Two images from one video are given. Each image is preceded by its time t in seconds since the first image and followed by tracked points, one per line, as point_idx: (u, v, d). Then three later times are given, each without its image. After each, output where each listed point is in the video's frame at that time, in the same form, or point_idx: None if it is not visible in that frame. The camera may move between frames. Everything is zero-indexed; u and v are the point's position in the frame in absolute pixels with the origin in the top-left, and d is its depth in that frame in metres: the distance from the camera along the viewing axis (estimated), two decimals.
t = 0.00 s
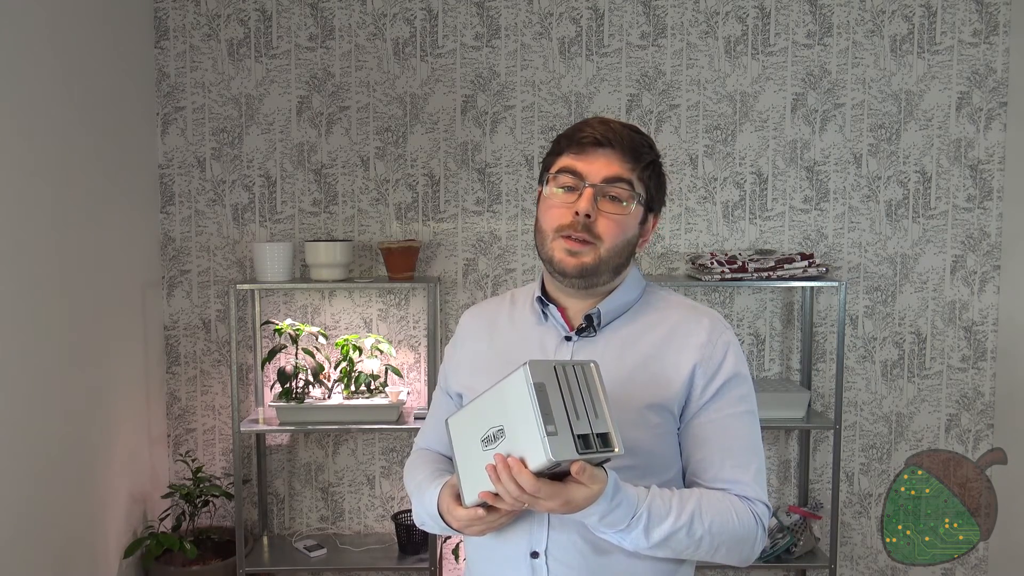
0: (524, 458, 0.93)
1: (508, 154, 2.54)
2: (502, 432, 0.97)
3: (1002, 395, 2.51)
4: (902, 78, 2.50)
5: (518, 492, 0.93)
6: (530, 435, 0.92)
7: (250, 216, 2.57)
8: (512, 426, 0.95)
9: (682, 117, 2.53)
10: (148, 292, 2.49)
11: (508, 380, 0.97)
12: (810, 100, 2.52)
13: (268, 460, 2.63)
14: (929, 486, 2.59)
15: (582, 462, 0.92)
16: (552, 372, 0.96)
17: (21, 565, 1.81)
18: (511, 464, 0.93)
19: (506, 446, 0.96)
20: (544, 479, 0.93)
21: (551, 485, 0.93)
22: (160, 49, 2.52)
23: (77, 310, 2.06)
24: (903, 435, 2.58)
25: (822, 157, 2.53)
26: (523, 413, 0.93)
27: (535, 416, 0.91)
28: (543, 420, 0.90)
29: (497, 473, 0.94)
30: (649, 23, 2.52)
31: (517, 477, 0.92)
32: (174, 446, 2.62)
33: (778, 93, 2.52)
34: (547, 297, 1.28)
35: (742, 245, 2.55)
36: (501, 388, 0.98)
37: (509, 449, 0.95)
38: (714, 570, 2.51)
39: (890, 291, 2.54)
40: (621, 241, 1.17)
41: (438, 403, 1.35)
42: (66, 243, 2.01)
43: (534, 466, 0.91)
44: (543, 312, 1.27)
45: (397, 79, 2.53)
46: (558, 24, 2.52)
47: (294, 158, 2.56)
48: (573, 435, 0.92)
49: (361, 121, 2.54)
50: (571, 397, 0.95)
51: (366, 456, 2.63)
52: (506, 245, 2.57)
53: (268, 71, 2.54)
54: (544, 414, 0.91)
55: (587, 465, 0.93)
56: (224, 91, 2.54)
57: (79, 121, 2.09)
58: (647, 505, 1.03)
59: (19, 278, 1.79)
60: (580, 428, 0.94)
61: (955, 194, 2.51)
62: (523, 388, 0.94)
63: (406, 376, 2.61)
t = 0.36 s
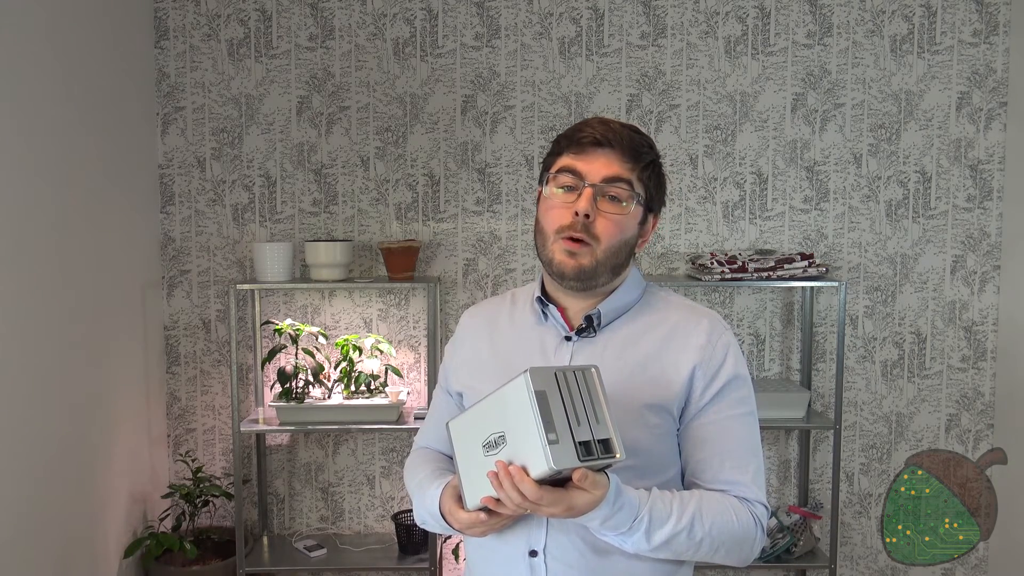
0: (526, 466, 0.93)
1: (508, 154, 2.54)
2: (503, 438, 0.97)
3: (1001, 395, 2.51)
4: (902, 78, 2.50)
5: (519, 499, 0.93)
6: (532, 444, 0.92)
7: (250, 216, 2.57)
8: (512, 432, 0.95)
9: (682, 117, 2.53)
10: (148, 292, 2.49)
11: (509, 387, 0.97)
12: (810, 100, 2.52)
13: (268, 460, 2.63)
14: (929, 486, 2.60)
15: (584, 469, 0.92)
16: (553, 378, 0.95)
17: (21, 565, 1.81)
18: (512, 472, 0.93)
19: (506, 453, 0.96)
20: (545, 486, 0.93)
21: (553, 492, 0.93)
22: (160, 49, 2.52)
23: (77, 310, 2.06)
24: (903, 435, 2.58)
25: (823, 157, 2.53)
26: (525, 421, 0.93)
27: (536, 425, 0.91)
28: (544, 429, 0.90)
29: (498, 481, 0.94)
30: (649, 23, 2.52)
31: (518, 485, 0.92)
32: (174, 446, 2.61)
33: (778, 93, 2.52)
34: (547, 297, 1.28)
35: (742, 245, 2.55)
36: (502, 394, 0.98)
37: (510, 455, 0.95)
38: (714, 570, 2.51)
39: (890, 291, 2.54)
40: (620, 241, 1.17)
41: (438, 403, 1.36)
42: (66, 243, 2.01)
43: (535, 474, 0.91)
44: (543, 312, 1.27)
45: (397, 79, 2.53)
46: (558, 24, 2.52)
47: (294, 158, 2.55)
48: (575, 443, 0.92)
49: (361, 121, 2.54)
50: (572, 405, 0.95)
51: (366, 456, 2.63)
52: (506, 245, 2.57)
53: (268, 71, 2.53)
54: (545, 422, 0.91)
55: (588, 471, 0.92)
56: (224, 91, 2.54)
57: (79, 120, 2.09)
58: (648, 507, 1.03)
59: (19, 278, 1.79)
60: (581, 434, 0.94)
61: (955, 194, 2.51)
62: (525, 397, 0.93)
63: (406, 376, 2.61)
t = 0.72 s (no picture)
0: (537, 473, 0.93)
1: (508, 154, 2.54)
2: (512, 443, 0.97)
3: (1002, 395, 2.50)
4: (902, 78, 2.50)
5: (529, 504, 0.93)
6: (543, 451, 0.92)
7: (250, 216, 2.57)
8: (523, 437, 0.95)
9: (682, 117, 2.53)
10: (148, 292, 2.49)
11: (519, 392, 0.96)
12: (810, 99, 2.52)
13: (268, 460, 2.63)
14: (930, 486, 2.59)
15: (594, 476, 0.93)
16: (565, 384, 0.95)
17: (21, 565, 1.81)
18: (523, 477, 0.93)
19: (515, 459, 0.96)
20: (556, 492, 0.94)
21: (564, 499, 0.94)
22: (160, 49, 2.52)
23: (77, 310, 2.06)
24: (903, 435, 2.58)
25: (823, 157, 2.53)
26: (536, 428, 0.93)
27: (548, 432, 0.91)
28: (557, 435, 0.91)
29: (508, 486, 0.95)
30: (649, 23, 2.52)
31: (529, 491, 0.93)
32: (174, 446, 2.61)
33: (778, 93, 2.52)
34: (547, 297, 1.28)
35: (742, 245, 2.55)
36: (512, 399, 0.98)
37: (521, 461, 0.95)
38: (714, 570, 2.51)
39: (890, 291, 2.54)
40: (619, 241, 1.17)
41: (439, 403, 1.35)
42: (66, 243, 2.01)
43: (546, 480, 0.91)
44: (543, 313, 1.26)
45: (397, 79, 2.53)
46: (558, 24, 2.52)
47: (294, 158, 2.56)
48: (586, 449, 0.93)
49: (361, 121, 2.54)
50: (583, 411, 0.95)
51: (366, 456, 2.63)
52: (506, 245, 2.57)
53: (268, 71, 2.53)
54: (557, 429, 0.91)
55: (599, 478, 0.93)
56: (224, 91, 2.54)
57: (80, 120, 2.09)
58: (656, 512, 1.03)
59: (19, 277, 1.79)
60: (592, 441, 0.94)
61: (956, 194, 2.51)
62: (537, 404, 0.93)
63: (406, 376, 2.61)
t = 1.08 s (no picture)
0: (543, 472, 0.93)
1: (508, 154, 2.54)
2: (516, 442, 0.97)
3: (1002, 394, 2.50)
4: (902, 78, 2.50)
5: (534, 503, 0.93)
6: (548, 449, 0.92)
7: (250, 216, 2.57)
8: (527, 437, 0.95)
9: (682, 117, 2.53)
10: (148, 291, 2.49)
11: (523, 392, 0.96)
12: (810, 100, 2.52)
13: (268, 460, 2.63)
14: (930, 486, 2.59)
15: (600, 474, 0.93)
16: (568, 383, 0.95)
17: (21, 565, 1.81)
18: (527, 476, 0.93)
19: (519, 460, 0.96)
20: (561, 491, 0.94)
21: (569, 497, 0.94)
22: (160, 49, 2.52)
23: (77, 310, 2.06)
24: (903, 435, 2.58)
25: (823, 157, 2.53)
26: (541, 426, 0.93)
27: (553, 430, 0.91)
28: (561, 433, 0.91)
29: (512, 486, 0.94)
30: (649, 23, 2.52)
31: (534, 490, 0.92)
32: (174, 446, 2.62)
33: (778, 93, 2.52)
34: (548, 298, 1.28)
35: (742, 245, 2.55)
36: (515, 399, 0.97)
37: (525, 460, 0.95)
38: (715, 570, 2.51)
39: (890, 291, 2.54)
40: (621, 244, 1.17)
41: (440, 403, 1.35)
42: (66, 243, 2.01)
43: (551, 478, 0.92)
44: (544, 313, 1.26)
45: (397, 79, 2.53)
46: (558, 24, 2.52)
47: (294, 158, 2.56)
48: (590, 447, 0.93)
49: (361, 121, 2.54)
50: (586, 409, 0.95)
51: (366, 456, 2.63)
52: (506, 245, 2.57)
53: (268, 71, 2.54)
54: (561, 426, 0.91)
55: (603, 476, 0.93)
56: (224, 91, 2.54)
57: (80, 119, 2.09)
58: (658, 509, 1.03)
59: (19, 277, 1.79)
60: (596, 439, 0.94)
61: (956, 194, 2.51)
62: (541, 403, 0.93)
63: (406, 376, 2.61)
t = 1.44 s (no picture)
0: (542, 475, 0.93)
1: (508, 154, 2.54)
2: (516, 444, 0.97)
3: (1001, 394, 2.51)
4: (902, 78, 2.50)
5: (535, 506, 0.93)
6: (548, 452, 0.92)
7: (250, 216, 2.56)
8: (527, 439, 0.95)
9: (683, 117, 2.53)
10: (148, 291, 2.49)
11: (522, 395, 0.96)
12: (810, 100, 2.52)
13: (268, 460, 2.63)
14: (930, 486, 2.60)
15: (599, 476, 0.93)
16: (568, 385, 0.95)
17: (21, 565, 1.81)
18: (527, 479, 0.94)
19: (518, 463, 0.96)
20: (561, 493, 0.94)
21: (569, 498, 0.93)
22: (160, 49, 2.52)
23: (77, 310, 2.05)
24: (903, 435, 2.58)
25: (823, 157, 2.53)
26: (540, 429, 0.93)
27: (552, 434, 0.92)
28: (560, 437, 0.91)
29: (513, 487, 0.95)
30: (649, 23, 2.52)
31: (534, 491, 0.93)
32: (174, 446, 2.61)
33: (778, 93, 2.52)
34: (550, 299, 1.28)
35: (742, 245, 2.55)
36: (515, 401, 0.97)
37: (525, 463, 0.95)
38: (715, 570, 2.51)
39: (890, 291, 2.55)
40: (623, 246, 1.17)
41: (442, 403, 1.35)
42: (66, 244, 2.01)
43: (551, 481, 0.92)
44: (546, 313, 1.26)
45: (397, 79, 2.53)
46: (558, 24, 2.52)
47: (294, 158, 2.55)
48: (589, 450, 0.93)
49: (361, 121, 2.54)
50: (586, 411, 0.95)
51: (366, 456, 2.63)
52: (506, 245, 2.57)
53: (268, 71, 2.53)
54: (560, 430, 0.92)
55: (603, 478, 0.93)
56: (224, 91, 2.54)
57: (79, 118, 2.09)
58: (658, 509, 1.03)
59: (19, 277, 1.79)
60: (595, 441, 0.94)
61: (956, 195, 2.51)
62: (541, 406, 0.93)
63: (406, 376, 2.61)
